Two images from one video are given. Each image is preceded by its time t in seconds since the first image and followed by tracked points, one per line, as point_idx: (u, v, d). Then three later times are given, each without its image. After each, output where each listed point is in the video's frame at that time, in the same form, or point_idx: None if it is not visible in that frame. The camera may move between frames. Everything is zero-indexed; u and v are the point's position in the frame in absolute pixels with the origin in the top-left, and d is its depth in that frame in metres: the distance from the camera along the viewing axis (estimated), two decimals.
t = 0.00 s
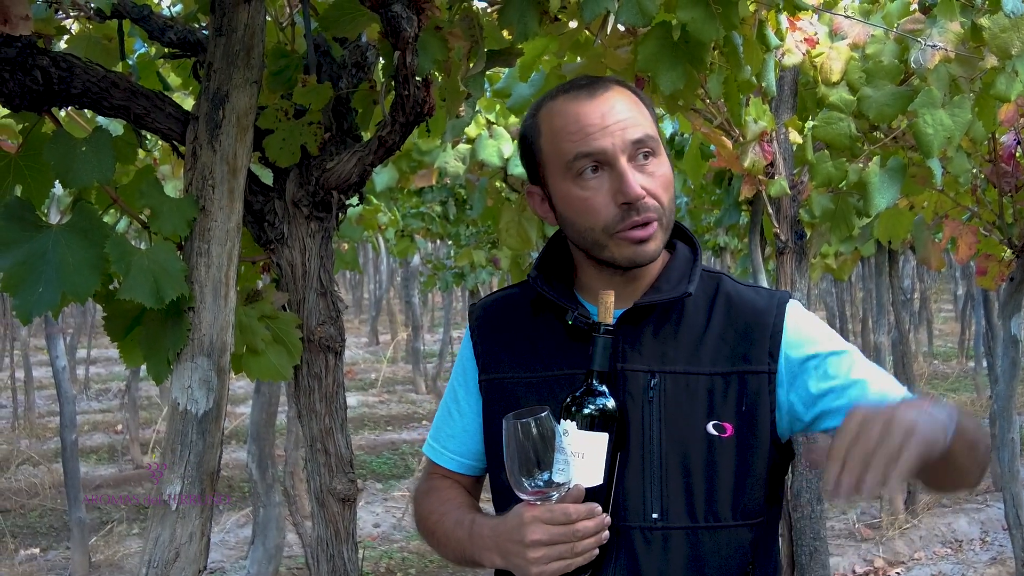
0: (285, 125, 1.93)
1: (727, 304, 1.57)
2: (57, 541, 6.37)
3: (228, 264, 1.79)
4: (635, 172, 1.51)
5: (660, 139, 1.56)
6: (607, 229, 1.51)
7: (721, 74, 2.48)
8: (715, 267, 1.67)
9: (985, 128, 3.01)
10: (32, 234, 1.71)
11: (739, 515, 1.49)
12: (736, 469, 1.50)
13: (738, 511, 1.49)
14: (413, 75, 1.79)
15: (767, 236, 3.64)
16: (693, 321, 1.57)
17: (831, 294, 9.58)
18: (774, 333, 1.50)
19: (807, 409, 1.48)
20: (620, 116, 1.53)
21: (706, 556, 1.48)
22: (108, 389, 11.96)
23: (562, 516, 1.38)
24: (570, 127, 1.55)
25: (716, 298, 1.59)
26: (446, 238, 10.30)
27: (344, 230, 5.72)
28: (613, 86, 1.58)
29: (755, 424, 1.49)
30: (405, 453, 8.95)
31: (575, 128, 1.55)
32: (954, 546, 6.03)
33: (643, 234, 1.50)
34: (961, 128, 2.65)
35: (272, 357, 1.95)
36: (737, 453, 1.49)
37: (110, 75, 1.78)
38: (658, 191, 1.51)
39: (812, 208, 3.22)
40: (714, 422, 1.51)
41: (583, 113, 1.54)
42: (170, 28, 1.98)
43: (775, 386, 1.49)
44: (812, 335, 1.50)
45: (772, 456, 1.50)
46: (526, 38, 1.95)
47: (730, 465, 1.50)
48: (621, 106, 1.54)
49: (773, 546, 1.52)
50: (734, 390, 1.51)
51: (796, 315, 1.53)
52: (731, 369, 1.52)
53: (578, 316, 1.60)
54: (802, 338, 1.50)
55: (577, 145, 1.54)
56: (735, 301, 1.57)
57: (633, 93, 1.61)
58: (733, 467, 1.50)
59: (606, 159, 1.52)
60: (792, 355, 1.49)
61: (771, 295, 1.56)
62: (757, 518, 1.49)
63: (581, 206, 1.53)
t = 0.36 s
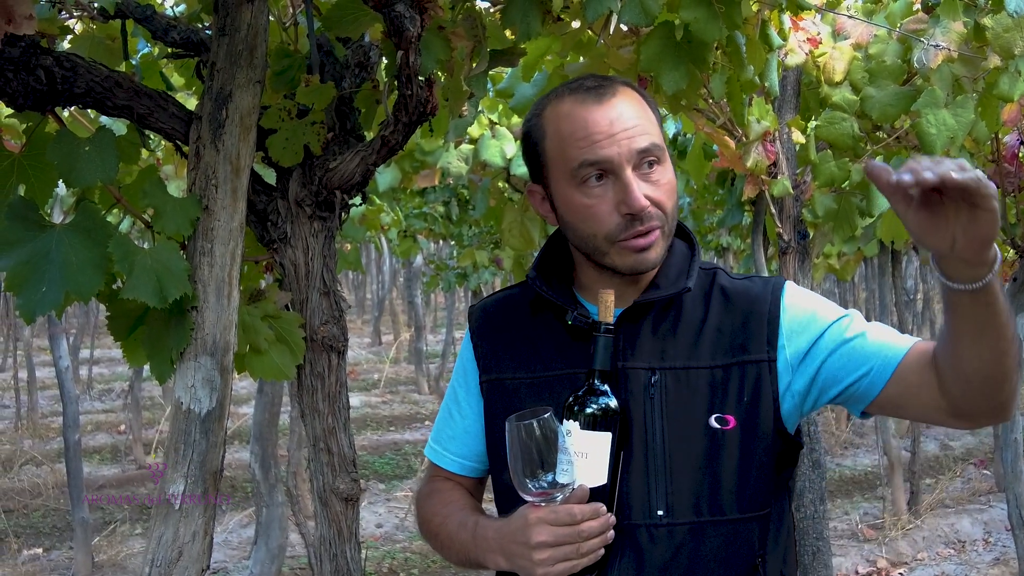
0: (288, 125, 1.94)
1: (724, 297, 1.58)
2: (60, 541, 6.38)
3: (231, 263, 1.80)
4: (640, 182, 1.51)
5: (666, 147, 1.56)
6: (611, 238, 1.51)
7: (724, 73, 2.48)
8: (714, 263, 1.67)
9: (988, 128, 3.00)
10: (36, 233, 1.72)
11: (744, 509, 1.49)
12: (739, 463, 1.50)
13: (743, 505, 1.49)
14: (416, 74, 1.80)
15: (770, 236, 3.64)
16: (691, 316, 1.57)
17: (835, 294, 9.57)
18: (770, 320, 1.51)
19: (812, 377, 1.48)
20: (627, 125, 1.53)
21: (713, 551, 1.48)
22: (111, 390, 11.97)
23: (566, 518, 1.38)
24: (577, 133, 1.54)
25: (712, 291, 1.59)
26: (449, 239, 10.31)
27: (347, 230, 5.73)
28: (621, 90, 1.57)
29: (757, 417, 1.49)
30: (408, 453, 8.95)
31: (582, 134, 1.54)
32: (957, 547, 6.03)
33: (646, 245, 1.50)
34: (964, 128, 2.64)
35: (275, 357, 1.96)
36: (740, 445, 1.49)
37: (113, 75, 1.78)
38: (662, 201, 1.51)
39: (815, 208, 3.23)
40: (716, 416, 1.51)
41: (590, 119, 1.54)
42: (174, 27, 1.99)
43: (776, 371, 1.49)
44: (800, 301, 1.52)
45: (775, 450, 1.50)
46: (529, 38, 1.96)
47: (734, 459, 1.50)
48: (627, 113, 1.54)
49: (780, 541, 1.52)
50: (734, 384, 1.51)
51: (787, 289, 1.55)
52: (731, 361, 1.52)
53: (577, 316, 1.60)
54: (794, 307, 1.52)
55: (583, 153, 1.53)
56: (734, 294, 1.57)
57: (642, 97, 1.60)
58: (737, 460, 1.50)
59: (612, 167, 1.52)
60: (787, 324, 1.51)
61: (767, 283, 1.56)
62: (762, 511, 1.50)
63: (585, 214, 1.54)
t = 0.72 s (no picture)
0: (290, 126, 1.94)
1: (728, 301, 1.58)
2: (62, 541, 6.39)
3: (234, 264, 1.80)
4: (626, 178, 1.51)
5: (659, 144, 1.55)
6: (595, 234, 1.52)
7: (726, 74, 2.48)
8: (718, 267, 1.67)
9: (990, 129, 3.00)
10: (38, 233, 1.72)
11: (746, 514, 1.49)
12: (742, 468, 1.50)
13: (745, 510, 1.50)
14: (418, 75, 1.80)
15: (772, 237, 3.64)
16: (694, 319, 1.57)
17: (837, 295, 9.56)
18: (775, 330, 1.50)
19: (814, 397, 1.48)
20: (615, 121, 1.52)
21: (714, 556, 1.48)
22: (113, 390, 11.98)
23: (569, 521, 1.38)
24: (565, 128, 1.55)
25: (716, 295, 1.59)
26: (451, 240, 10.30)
27: (349, 231, 5.74)
28: (615, 87, 1.57)
29: (759, 422, 1.49)
30: (410, 454, 8.94)
31: (571, 129, 1.55)
32: (960, 548, 6.02)
33: (629, 240, 1.50)
34: (965, 128, 2.65)
35: (277, 357, 1.96)
36: (743, 451, 1.50)
37: (115, 76, 1.78)
38: (647, 197, 1.50)
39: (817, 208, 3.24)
40: (718, 422, 1.51)
41: (580, 115, 1.54)
42: (176, 28, 1.99)
43: (779, 382, 1.49)
44: (811, 321, 1.50)
45: (777, 454, 1.51)
46: (530, 39, 1.96)
47: (735, 463, 1.50)
48: (619, 109, 1.54)
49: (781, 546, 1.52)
50: (737, 389, 1.51)
51: (798, 304, 1.54)
52: (734, 367, 1.52)
53: (580, 319, 1.60)
54: (802, 326, 1.51)
55: (570, 147, 1.54)
56: (739, 299, 1.57)
57: (639, 93, 1.59)
58: (739, 465, 1.50)
59: (597, 162, 1.52)
60: (793, 345, 1.50)
61: (772, 291, 1.56)
62: (765, 516, 1.50)
63: (571, 208, 1.54)
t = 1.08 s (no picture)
0: (289, 127, 1.94)
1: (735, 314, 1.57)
2: (63, 541, 6.39)
3: (232, 266, 1.81)
4: (604, 181, 1.52)
5: (643, 146, 1.53)
6: (572, 234, 1.54)
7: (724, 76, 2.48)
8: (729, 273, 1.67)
9: (989, 130, 3.01)
10: (38, 235, 1.73)
11: (738, 522, 1.50)
12: (738, 478, 1.50)
13: (736, 517, 1.50)
14: (416, 77, 1.81)
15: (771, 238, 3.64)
16: (699, 328, 1.57)
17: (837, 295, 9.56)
18: (781, 347, 1.51)
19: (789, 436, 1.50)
20: (595, 123, 1.53)
21: (706, 563, 1.49)
22: (113, 390, 11.99)
23: (558, 524, 1.38)
24: (549, 129, 1.57)
25: (725, 306, 1.59)
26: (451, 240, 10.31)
27: (349, 231, 5.74)
28: (602, 87, 1.56)
29: (758, 432, 1.50)
30: (410, 454, 8.94)
31: (554, 130, 1.56)
32: (960, 549, 6.02)
33: (605, 242, 1.52)
34: (964, 130, 2.67)
35: (276, 359, 1.96)
36: (740, 462, 1.50)
37: (115, 77, 1.79)
38: (622, 200, 1.50)
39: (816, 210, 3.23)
40: (716, 431, 1.51)
41: (564, 116, 1.55)
42: (175, 30, 2.00)
43: (777, 399, 1.50)
44: (819, 379, 1.50)
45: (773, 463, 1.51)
46: (529, 41, 1.97)
47: (732, 472, 1.50)
48: (604, 111, 1.53)
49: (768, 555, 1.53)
50: (739, 399, 1.52)
51: (808, 349, 1.52)
52: (737, 378, 1.52)
53: (581, 321, 1.61)
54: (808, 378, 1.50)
55: (552, 148, 1.56)
56: (747, 312, 1.57)
57: (629, 92, 1.57)
58: (735, 474, 1.50)
59: (576, 164, 1.53)
60: (790, 394, 1.50)
61: (781, 307, 1.56)
62: (755, 524, 1.50)
63: (553, 208, 1.57)
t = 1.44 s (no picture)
0: (288, 127, 1.95)
1: (741, 313, 1.58)
2: (62, 542, 6.40)
3: (229, 266, 1.81)
4: (598, 182, 1.52)
5: (644, 153, 1.52)
6: (563, 230, 1.56)
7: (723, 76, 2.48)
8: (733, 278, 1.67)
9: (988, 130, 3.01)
10: (36, 235, 1.73)
11: (740, 522, 1.51)
12: (742, 478, 1.51)
13: (739, 517, 1.51)
14: (415, 77, 1.82)
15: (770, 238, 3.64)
16: (706, 328, 1.57)
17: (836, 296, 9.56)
18: (787, 349, 1.52)
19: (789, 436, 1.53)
20: (600, 124, 1.53)
21: (708, 562, 1.49)
22: (113, 391, 11.99)
23: (572, 519, 1.39)
24: (560, 123, 1.59)
25: (731, 306, 1.59)
26: (450, 240, 10.31)
27: (348, 232, 5.74)
28: (618, 88, 1.56)
29: (764, 434, 1.51)
30: (409, 455, 8.94)
31: (563, 124, 1.58)
32: (958, 549, 6.02)
33: (589, 243, 1.52)
34: (963, 130, 2.67)
35: (275, 359, 1.96)
36: (743, 462, 1.50)
37: (113, 77, 1.79)
38: (612, 205, 1.50)
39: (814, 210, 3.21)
40: (723, 430, 1.51)
41: (574, 112, 1.57)
42: (173, 30, 2.00)
43: (782, 398, 1.52)
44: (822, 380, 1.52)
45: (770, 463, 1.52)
46: (527, 41, 1.96)
47: (737, 471, 1.50)
48: (613, 111, 1.53)
49: (766, 554, 1.54)
50: (746, 399, 1.52)
51: (811, 350, 1.55)
52: (743, 379, 1.53)
53: (592, 317, 1.61)
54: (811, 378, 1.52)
55: (556, 142, 1.57)
56: (754, 314, 1.57)
57: (645, 96, 1.56)
58: (739, 474, 1.51)
59: (574, 161, 1.54)
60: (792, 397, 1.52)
61: (785, 310, 1.57)
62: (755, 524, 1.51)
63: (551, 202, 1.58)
